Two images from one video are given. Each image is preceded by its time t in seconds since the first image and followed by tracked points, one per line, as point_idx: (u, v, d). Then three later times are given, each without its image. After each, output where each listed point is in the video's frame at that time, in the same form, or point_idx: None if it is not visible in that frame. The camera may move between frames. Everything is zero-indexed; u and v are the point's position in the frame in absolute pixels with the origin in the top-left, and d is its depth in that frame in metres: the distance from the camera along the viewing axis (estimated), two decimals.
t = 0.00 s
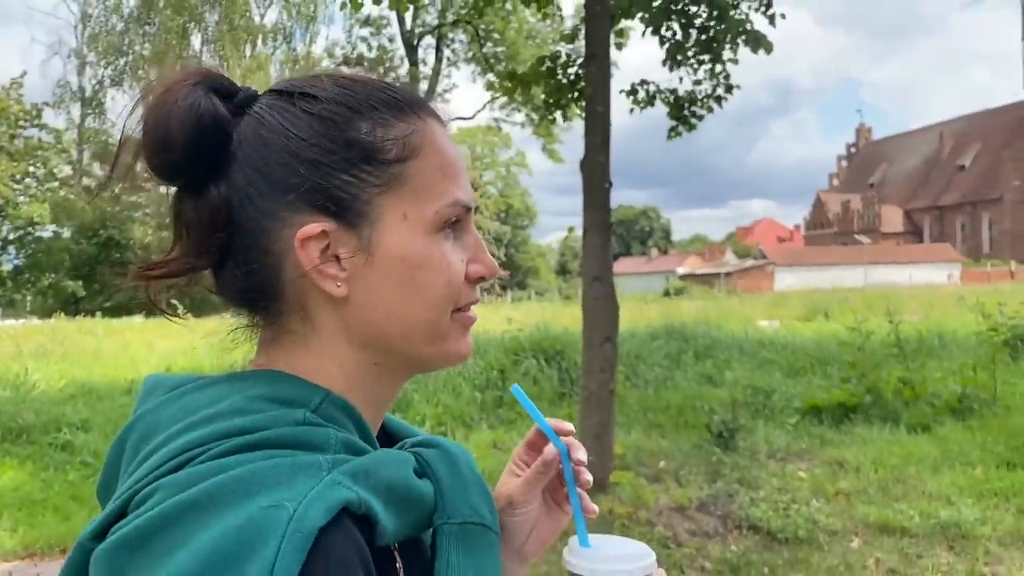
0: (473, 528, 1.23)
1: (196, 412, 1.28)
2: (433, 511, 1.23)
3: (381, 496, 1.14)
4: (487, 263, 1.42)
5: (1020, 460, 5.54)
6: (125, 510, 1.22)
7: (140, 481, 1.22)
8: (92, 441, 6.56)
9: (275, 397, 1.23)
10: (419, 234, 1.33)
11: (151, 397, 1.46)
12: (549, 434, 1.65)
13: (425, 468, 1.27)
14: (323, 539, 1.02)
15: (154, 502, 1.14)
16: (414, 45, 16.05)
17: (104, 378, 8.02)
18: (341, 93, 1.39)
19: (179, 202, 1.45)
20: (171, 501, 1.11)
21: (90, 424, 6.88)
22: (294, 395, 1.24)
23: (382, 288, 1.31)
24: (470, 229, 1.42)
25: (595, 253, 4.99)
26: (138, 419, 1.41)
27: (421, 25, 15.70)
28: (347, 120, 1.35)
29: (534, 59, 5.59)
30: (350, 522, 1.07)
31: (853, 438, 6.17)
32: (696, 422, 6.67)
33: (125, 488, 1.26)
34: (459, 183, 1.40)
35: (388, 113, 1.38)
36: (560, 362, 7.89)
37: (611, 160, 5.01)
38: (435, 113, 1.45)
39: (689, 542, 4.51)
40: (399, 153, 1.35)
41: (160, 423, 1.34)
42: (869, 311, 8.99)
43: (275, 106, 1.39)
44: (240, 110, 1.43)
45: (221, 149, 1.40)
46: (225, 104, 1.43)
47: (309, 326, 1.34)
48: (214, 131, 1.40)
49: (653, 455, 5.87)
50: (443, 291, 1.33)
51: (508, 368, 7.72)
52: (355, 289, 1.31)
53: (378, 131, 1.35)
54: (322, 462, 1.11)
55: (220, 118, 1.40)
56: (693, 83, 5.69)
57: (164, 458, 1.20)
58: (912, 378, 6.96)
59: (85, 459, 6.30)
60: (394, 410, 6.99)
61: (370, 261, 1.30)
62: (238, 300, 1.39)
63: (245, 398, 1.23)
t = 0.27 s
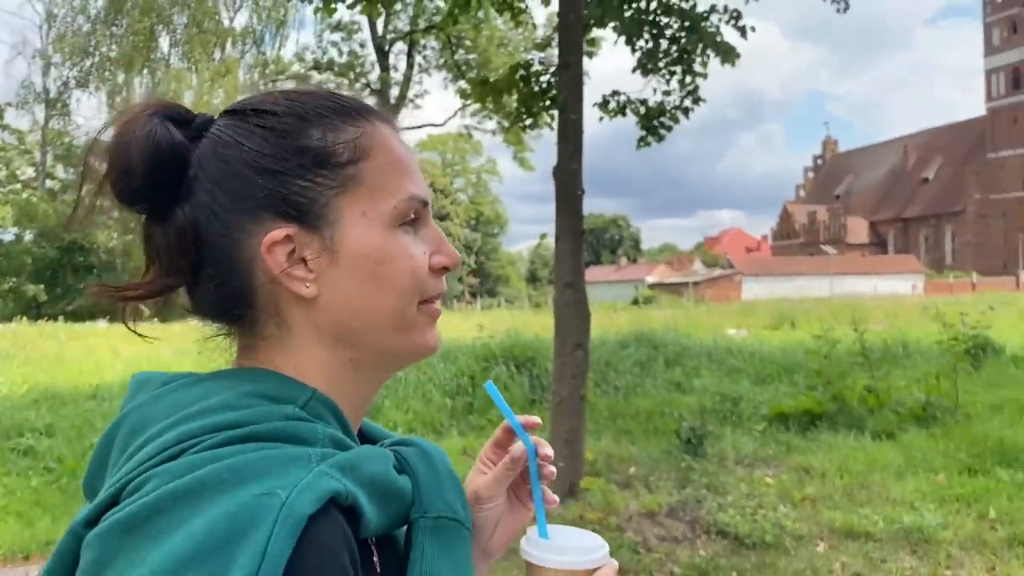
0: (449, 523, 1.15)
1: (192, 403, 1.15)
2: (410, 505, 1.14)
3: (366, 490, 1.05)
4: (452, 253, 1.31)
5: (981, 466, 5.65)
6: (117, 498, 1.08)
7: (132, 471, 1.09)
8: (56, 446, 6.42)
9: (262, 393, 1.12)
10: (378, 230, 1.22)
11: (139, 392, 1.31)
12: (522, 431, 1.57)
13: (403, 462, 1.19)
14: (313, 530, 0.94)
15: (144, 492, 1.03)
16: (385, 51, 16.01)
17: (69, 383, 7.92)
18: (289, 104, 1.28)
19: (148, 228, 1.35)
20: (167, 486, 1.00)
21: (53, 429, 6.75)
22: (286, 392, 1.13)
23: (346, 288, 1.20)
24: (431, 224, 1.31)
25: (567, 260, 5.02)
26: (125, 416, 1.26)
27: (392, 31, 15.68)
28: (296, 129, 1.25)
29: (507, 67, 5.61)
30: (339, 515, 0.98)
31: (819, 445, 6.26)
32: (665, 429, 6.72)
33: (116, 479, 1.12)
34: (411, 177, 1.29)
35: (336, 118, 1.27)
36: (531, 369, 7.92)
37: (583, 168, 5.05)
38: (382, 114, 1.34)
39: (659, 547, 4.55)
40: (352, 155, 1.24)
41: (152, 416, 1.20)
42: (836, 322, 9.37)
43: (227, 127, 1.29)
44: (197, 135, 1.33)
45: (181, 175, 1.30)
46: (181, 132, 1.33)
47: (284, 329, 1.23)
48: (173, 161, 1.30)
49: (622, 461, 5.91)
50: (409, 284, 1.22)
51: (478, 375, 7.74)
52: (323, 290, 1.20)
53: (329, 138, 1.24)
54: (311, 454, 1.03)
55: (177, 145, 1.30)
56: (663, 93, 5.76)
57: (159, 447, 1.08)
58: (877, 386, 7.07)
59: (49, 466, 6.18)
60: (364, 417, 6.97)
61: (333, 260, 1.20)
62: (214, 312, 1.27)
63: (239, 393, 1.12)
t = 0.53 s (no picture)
0: (478, 531, 1.02)
1: (237, 394, 1.06)
2: (439, 510, 1.02)
3: (406, 494, 0.96)
4: (461, 240, 1.25)
5: (944, 476, 5.76)
6: (159, 490, 1.00)
7: (175, 463, 1.01)
8: (22, 451, 6.32)
9: (306, 392, 1.04)
10: (397, 228, 1.17)
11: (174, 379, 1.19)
12: (544, 452, 1.43)
13: (432, 464, 1.05)
14: (356, 533, 0.87)
15: (191, 482, 0.96)
16: (358, 58, 15.98)
17: (35, 389, 7.82)
18: (289, 111, 1.20)
19: (159, 254, 1.24)
20: (220, 478, 0.93)
21: (18, 434, 6.63)
22: (328, 392, 1.05)
23: (370, 290, 1.14)
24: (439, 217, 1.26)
25: (541, 269, 5.06)
26: (162, 405, 1.14)
27: (365, 38, 15.67)
28: (304, 138, 1.16)
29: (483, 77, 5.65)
30: (383, 516, 0.91)
31: (786, 454, 6.35)
32: (636, 437, 6.77)
33: (157, 469, 1.04)
34: (416, 173, 1.24)
35: (341, 123, 1.19)
36: (503, 377, 7.94)
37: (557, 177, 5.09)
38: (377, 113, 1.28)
39: (629, 553, 4.60)
40: (363, 159, 1.18)
41: (194, 407, 1.09)
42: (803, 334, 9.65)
43: (231, 142, 1.19)
44: (200, 157, 1.22)
45: (190, 201, 1.19)
46: (183, 156, 1.22)
47: (316, 337, 1.15)
48: (181, 190, 1.19)
49: (593, 469, 5.95)
50: (434, 276, 1.17)
51: (450, 383, 7.75)
52: (352, 294, 1.14)
53: (339, 143, 1.17)
54: (356, 455, 0.95)
55: (183, 171, 1.20)
56: (634, 108, 5.83)
57: (204, 441, 1.00)
58: (843, 396, 7.18)
59: (12, 471, 6.01)
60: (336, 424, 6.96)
61: (359, 263, 1.13)
62: (240, 329, 1.18)
63: (286, 390, 1.04)
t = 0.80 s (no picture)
0: (478, 519, 1.09)
1: (246, 387, 1.13)
2: (440, 501, 1.09)
3: (410, 485, 1.03)
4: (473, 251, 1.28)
5: (908, 487, 5.88)
6: (172, 479, 1.07)
7: (188, 453, 1.07)
8: None
9: (315, 388, 1.11)
10: (414, 239, 1.18)
11: (185, 373, 1.26)
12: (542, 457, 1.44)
13: (434, 459, 1.11)
14: (366, 522, 0.94)
15: (204, 473, 1.02)
16: (335, 69, 16.00)
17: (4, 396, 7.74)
18: (316, 118, 1.21)
19: (179, 244, 1.24)
20: (234, 468, 0.99)
21: None
22: (336, 389, 1.12)
23: (383, 298, 1.16)
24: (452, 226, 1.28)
25: (517, 280, 5.12)
26: (174, 399, 1.21)
27: (342, 49, 15.70)
28: (332, 146, 1.17)
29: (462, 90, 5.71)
30: (390, 506, 0.98)
31: (755, 466, 6.45)
32: (608, 448, 6.84)
33: (170, 459, 1.10)
34: (436, 185, 1.25)
35: (369, 133, 1.20)
36: (477, 388, 7.98)
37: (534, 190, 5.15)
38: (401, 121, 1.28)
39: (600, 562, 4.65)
40: (387, 170, 1.19)
41: (206, 400, 1.17)
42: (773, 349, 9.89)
43: (259, 143, 1.19)
44: (227, 150, 1.20)
45: (214, 196, 1.18)
46: (211, 148, 1.20)
47: (328, 340, 1.17)
48: (206, 185, 1.18)
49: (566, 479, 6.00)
50: (446, 288, 1.19)
51: (424, 393, 7.78)
52: (365, 301, 1.16)
53: (365, 154, 1.18)
54: (363, 449, 1.02)
55: (212, 163, 1.18)
56: (610, 123, 5.93)
57: (216, 434, 1.07)
58: (811, 410, 7.31)
59: None
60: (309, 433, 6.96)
61: (375, 273, 1.15)
62: (253, 325, 1.19)
63: (295, 386, 1.10)
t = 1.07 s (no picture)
0: (449, 524, 1.12)
1: (223, 393, 1.15)
2: (411, 506, 1.11)
3: (381, 490, 1.05)
4: (453, 270, 1.30)
5: (877, 502, 5.95)
6: (149, 482, 1.09)
7: (165, 456, 1.10)
8: None
9: (290, 396, 1.13)
10: (392, 255, 1.21)
11: (164, 377, 1.29)
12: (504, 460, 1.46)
13: (404, 463, 1.14)
14: (335, 526, 0.96)
15: (180, 477, 1.05)
16: (314, 79, 16.00)
17: None
18: (304, 136, 1.24)
19: (168, 249, 1.28)
20: (209, 472, 1.02)
21: None
22: (311, 396, 1.14)
23: (358, 311, 1.19)
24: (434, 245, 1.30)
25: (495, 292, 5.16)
26: (154, 404, 1.24)
27: (322, 60, 15.70)
28: (316, 164, 1.20)
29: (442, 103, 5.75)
30: (360, 510, 1.00)
31: (727, 480, 6.51)
32: (582, 462, 6.86)
33: (147, 463, 1.13)
34: (419, 204, 1.28)
35: (354, 153, 1.23)
36: (452, 400, 7.99)
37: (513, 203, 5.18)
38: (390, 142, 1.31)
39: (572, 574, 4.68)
40: (369, 189, 1.22)
41: (183, 405, 1.19)
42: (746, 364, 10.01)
43: (248, 156, 1.23)
44: (218, 161, 1.24)
45: (201, 206, 1.22)
46: (202, 158, 1.24)
47: (304, 349, 1.20)
48: (195, 194, 1.22)
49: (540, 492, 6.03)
50: (422, 304, 1.22)
51: (400, 405, 7.78)
52: (341, 312, 1.19)
53: (348, 172, 1.21)
54: (335, 455, 1.04)
55: (201, 174, 1.22)
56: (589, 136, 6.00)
57: (195, 438, 1.09)
58: (783, 425, 7.39)
59: None
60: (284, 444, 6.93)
61: (351, 286, 1.18)
62: (233, 330, 1.23)
63: (270, 393, 1.12)
